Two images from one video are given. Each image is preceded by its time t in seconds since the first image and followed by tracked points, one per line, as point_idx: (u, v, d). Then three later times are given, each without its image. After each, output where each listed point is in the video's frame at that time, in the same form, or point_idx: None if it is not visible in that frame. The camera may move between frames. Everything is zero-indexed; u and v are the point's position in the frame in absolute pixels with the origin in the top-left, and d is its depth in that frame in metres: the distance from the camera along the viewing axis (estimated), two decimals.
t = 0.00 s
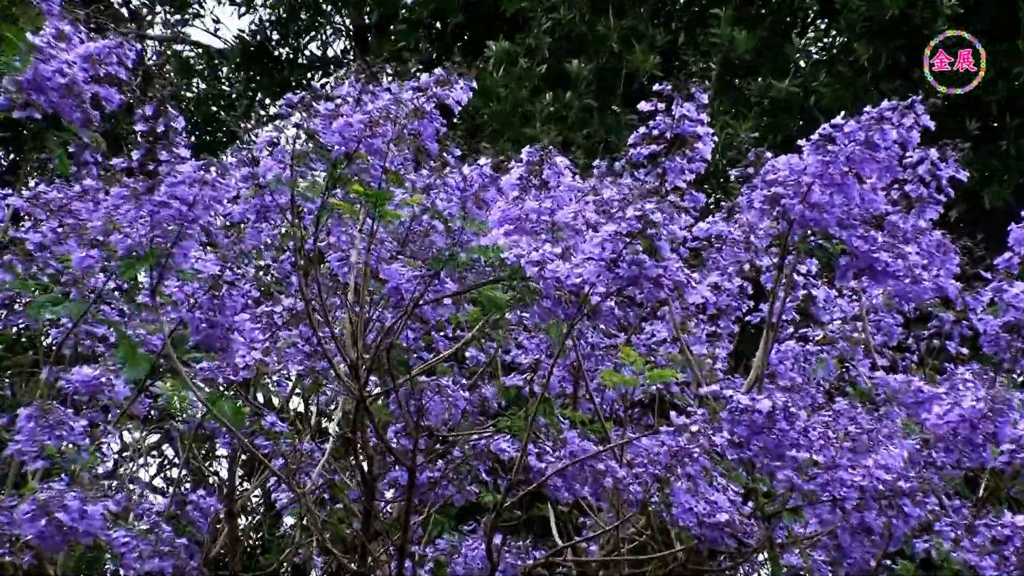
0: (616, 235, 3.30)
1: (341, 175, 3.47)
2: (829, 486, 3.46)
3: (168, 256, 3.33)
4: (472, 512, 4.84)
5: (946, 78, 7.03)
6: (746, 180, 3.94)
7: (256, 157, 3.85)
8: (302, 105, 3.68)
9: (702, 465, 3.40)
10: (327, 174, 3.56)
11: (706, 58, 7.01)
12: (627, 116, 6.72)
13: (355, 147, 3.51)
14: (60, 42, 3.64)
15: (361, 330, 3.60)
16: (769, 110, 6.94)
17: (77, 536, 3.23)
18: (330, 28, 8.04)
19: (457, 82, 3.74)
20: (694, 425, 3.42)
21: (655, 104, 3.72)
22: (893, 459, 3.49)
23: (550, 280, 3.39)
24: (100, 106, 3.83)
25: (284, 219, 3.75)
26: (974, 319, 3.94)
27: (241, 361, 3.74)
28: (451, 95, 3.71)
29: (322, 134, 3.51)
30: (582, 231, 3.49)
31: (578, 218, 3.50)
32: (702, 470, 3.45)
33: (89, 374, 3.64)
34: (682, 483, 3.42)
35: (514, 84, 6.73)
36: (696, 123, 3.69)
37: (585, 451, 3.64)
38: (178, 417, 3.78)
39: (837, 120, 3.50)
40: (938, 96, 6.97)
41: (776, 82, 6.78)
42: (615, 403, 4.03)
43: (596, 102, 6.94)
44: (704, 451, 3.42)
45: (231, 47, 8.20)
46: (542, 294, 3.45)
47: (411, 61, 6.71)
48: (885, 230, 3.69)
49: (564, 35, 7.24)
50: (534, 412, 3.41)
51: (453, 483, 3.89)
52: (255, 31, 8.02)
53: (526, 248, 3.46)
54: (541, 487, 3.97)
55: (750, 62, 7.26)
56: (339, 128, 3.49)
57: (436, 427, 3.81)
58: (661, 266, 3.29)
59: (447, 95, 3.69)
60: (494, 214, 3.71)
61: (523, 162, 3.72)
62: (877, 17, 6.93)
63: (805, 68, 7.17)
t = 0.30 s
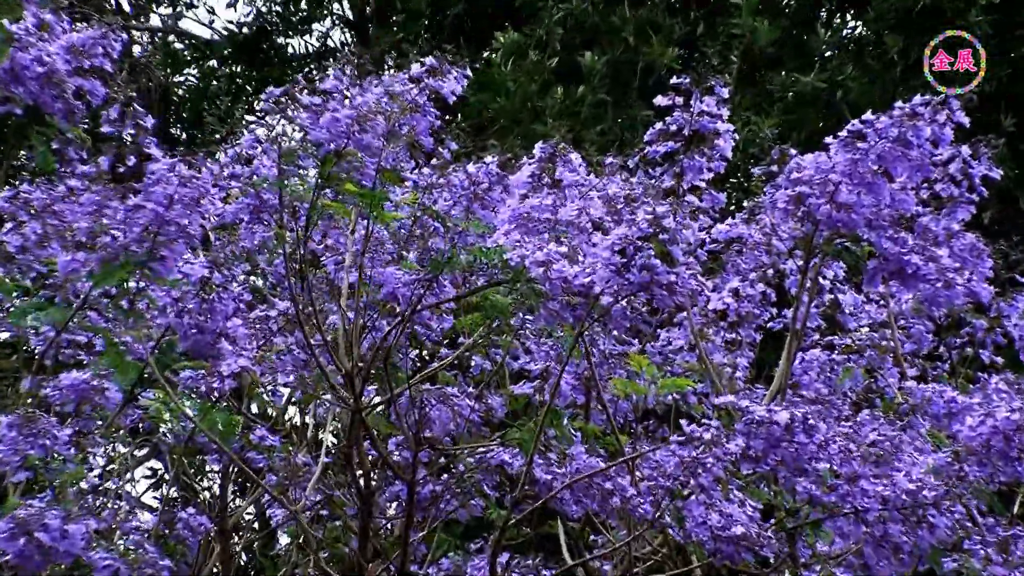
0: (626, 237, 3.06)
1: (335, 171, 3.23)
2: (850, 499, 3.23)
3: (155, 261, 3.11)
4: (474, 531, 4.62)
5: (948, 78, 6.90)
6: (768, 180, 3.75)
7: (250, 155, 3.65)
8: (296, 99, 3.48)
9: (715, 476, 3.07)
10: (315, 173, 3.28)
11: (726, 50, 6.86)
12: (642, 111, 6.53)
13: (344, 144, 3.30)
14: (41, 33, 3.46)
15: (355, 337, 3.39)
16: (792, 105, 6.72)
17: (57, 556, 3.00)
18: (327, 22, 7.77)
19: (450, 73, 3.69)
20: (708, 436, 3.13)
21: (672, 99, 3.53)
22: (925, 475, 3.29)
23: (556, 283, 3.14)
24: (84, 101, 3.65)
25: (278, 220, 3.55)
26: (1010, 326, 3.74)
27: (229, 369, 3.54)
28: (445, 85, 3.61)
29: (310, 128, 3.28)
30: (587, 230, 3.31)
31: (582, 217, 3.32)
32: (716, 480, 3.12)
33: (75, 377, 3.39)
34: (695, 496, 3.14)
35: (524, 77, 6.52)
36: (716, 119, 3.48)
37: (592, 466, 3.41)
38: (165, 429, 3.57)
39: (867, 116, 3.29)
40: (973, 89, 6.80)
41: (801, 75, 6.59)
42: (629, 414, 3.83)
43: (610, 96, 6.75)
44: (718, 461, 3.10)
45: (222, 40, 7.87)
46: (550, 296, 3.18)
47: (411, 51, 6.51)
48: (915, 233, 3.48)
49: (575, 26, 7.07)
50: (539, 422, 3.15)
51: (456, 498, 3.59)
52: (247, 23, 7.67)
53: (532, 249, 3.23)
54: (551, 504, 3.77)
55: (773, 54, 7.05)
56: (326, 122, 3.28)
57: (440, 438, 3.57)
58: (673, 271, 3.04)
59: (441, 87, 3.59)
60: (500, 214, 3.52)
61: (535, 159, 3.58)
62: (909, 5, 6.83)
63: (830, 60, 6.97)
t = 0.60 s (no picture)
0: (635, 242, 2.87)
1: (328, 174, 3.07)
2: (874, 520, 3.04)
3: (141, 265, 2.91)
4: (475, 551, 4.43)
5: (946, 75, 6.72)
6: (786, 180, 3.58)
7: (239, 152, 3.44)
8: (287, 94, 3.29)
9: (732, 502, 2.89)
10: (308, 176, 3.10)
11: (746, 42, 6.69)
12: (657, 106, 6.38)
13: (337, 142, 3.14)
14: (27, 26, 3.29)
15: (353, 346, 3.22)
16: (816, 101, 6.51)
17: None
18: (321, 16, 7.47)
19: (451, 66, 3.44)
20: (725, 457, 2.95)
21: (682, 94, 3.36)
22: (953, 490, 3.11)
23: (565, 289, 2.96)
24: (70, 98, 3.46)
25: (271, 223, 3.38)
26: None
27: (224, 380, 3.36)
28: (447, 80, 3.38)
29: (301, 127, 3.11)
30: (597, 233, 3.14)
31: (590, 218, 3.16)
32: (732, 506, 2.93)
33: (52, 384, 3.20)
34: (711, 516, 2.96)
35: (533, 71, 6.32)
36: (728, 114, 3.29)
37: (604, 485, 3.19)
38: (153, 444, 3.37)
39: (885, 110, 3.11)
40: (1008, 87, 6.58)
41: (826, 72, 6.43)
42: (640, 426, 3.65)
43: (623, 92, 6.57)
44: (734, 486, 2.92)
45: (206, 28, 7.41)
46: (558, 303, 3.01)
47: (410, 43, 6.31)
48: (941, 233, 3.28)
49: (586, 17, 6.92)
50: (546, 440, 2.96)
51: (460, 515, 3.44)
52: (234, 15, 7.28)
53: (538, 253, 3.03)
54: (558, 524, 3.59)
55: (795, 47, 6.87)
56: (318, 120, 3.11)
57: (438, 454, 3.41)
58: (686, 279, 2.91)
59: (441, 82, 3.35)
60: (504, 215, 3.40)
61: (540, 157, 3.53)
62: None
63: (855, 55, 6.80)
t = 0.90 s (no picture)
0: (653, 251, 2.66)
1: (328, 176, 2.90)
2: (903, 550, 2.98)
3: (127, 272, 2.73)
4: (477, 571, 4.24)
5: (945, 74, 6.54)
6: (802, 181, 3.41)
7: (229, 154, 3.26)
8: (276, 92, 3.12)
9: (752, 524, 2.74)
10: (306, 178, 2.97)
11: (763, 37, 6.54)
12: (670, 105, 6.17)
13: (341, 145, 2.99)
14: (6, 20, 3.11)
15: (348, 359, 3.04)
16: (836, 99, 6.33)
17: None
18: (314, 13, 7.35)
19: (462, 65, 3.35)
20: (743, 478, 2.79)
21: (688, 92, 3.20)
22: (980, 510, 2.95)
23: (574, 298, 2.78)
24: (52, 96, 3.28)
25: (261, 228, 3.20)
26: None
27: (206, 399, 3.12)
28: (454, 80, 3.25)
29: (301, 129, 2.95)
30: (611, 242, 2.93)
31: (603, 225, 2.97)
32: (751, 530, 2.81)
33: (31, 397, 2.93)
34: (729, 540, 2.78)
35: (538, 67, 6.18)
36: (737, 112, 3.13)
37: (614, 503, 3.00)
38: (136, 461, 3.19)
39: (903, 107, 2.91)
40: None
41: (847, 68, 6.27)
42: (649, 442, 3.46)
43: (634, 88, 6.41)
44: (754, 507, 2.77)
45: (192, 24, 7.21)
46: (564, 315, 2.85)
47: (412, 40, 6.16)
48: (963, 236, 3.12)
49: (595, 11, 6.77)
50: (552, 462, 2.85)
51: (463, 539, 3.26)
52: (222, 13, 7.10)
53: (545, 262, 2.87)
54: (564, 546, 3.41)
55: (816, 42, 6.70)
56: (322, 121, 2.97)
57: (434, 474, 3.22)
58: (706, 291, 2.65)
59: (450, 80, 3.23)
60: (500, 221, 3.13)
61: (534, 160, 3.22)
62: None
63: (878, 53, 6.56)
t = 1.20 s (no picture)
0: (670, 259, 2.58)
1: (318, 179, 2.69)
2: (930, 575, 2.77)
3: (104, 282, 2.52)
4: None
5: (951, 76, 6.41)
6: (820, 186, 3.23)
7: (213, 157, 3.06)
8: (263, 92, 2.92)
9: (773, 546, 2.57)
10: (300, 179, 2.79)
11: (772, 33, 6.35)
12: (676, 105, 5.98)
13: (333, 144, 2.71)
14: None
15: (341, 374, 2.85)
16: (852, 98, 6.19)
17: None
18: (302, 9, 7.17)
19: (466, 66, 3.10)
20: (762, 503, 2.62)
21: (702, 91, 3.00)
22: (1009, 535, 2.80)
23: (583, 308, 2.62)
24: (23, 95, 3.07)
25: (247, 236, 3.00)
26: None
27: (193, 413, 2.96)
28: (458, 81, 3.02)
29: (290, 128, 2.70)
30: (623, 254, 2.83)
31: (618, 238, 2.85)
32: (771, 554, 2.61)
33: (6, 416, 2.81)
34: (748, 569, 2.59)
35: (536, 66, 6.01)
36: (752, 113, 2.95)
37: (622, 532, 2.83)
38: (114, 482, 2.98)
39: (930, 108, 2.72)
40: None
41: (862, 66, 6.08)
42: (657, 461, 3.28)
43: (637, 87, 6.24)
44: (774, 530, 2.61)
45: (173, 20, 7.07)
46: (574, 326, 2.65)
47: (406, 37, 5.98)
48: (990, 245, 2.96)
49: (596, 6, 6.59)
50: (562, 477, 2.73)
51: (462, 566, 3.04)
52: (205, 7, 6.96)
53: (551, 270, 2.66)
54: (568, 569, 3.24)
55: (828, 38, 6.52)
56: (312, 119, 2.69)
57: (430, 495, 3.04)
58: (724, 302, 2.58)
59: (453, 82, 3.00)
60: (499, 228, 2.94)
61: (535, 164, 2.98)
62: None
63: (897, 49, 6.40)
